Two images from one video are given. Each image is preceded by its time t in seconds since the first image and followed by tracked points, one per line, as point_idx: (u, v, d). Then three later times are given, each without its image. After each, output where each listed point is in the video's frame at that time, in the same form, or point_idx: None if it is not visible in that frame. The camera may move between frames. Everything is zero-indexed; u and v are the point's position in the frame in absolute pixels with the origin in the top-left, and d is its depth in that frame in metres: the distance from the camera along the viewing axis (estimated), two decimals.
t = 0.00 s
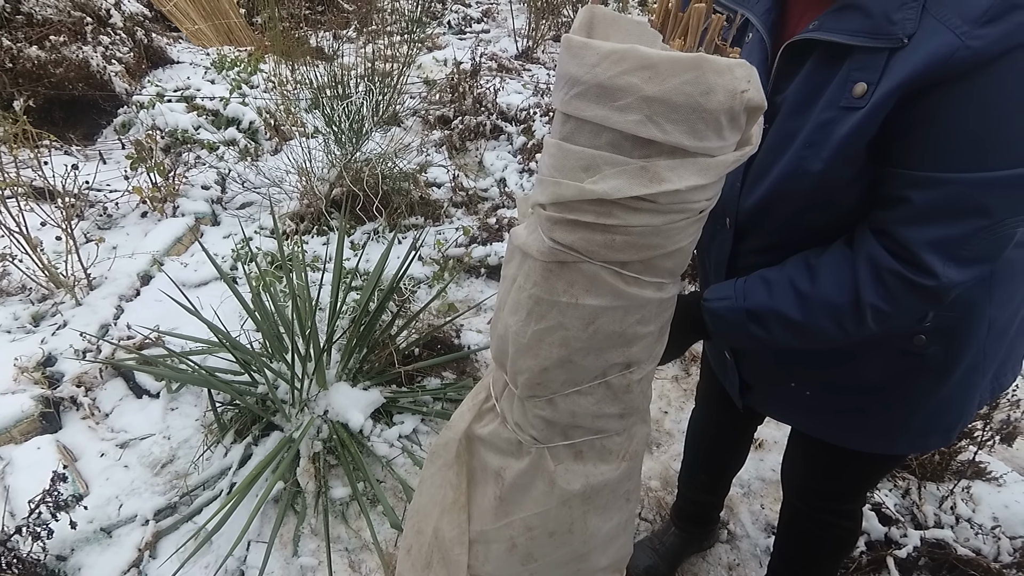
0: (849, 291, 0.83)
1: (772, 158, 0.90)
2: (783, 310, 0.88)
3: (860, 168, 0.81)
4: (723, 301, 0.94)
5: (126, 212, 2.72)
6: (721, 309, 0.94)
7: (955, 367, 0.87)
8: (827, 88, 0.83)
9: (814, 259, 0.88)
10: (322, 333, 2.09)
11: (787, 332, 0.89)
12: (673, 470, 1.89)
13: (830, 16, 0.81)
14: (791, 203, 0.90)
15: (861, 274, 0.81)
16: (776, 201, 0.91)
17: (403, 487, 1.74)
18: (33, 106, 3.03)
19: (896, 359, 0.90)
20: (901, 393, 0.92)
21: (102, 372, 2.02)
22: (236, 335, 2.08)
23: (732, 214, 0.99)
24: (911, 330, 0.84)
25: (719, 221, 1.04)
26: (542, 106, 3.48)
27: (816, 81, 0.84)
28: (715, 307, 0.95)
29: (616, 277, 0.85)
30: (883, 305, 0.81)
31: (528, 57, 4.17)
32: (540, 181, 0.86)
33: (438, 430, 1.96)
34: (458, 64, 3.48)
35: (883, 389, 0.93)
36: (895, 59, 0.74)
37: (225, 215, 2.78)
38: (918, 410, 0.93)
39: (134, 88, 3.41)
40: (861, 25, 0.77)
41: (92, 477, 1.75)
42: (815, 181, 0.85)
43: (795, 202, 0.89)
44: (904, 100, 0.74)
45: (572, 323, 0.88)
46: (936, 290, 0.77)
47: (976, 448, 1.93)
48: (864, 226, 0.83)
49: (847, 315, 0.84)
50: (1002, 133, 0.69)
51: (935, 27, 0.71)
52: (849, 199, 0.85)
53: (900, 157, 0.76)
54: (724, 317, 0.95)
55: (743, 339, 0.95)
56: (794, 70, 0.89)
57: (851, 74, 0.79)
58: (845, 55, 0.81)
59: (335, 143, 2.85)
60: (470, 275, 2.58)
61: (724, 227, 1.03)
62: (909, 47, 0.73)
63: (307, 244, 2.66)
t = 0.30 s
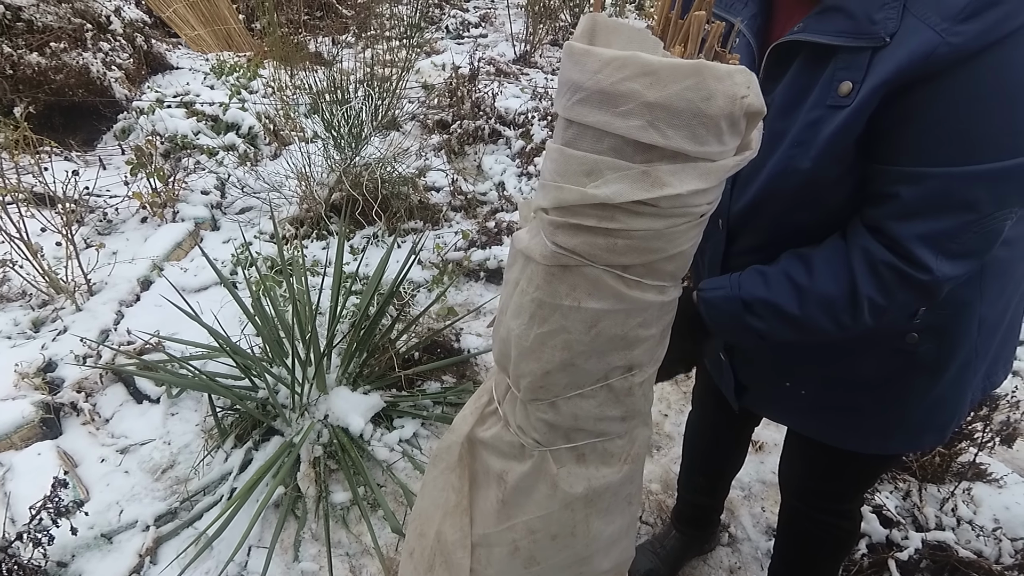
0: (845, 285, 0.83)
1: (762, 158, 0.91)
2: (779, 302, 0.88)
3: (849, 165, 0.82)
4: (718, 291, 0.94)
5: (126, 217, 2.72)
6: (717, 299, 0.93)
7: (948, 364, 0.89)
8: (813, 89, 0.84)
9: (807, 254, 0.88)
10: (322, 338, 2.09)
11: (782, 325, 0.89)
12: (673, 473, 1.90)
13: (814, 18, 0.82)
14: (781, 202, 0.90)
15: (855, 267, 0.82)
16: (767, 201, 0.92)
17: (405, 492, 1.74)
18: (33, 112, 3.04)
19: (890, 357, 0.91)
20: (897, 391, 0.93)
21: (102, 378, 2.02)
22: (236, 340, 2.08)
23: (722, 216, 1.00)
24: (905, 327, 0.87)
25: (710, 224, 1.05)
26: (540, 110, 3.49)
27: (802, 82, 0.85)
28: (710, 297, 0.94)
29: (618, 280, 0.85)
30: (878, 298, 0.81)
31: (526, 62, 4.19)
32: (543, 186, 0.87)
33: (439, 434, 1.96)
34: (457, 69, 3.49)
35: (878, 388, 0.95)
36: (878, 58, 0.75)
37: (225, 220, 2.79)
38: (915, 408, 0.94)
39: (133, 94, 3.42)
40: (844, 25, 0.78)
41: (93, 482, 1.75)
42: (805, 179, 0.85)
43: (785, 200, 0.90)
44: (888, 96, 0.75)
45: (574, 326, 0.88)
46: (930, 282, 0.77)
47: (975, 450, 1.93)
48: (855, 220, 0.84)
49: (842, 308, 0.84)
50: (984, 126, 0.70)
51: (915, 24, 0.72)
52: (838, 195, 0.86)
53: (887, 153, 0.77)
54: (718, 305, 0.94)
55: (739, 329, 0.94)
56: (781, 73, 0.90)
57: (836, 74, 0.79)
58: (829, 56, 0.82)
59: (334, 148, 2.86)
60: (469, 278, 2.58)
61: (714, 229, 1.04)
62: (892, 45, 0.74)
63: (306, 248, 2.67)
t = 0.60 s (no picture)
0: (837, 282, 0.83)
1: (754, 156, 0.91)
2: (775, 309, 0.87)
3: (840, 159, 0.82)
4: (717, 308, 0.93)
5: (127, 221, 2.72)
6: (715, 318, 0.94)
7: (941, 359, 0.90)
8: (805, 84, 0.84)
9: (800, 256, 0.88)
10: (323, 341, 2.09)
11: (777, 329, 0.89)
12: (674, 475, 1.90)
13: (806, 14, 0.82)
14: (773, 198, 0.90)
15: (845, 262, 0.82)
16: (760, 197, 0.92)
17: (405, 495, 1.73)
18: (34, 117, 3.04)
19: (885, 354, 0.91)
20: (891, 387, 0.93)
21: (103, 382, 2.02)
22: (237, 343, 2.09)
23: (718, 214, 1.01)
24: (899, 324, 0.87)
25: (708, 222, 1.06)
26: (540, 112, 3.49)
27: (794, 76, 0.86)
28: (708, 316, 0.94)
29: (619, 284, 0.85)
30: (870, 293, 0.81)
31: (525, 64, 4.20)
32: (543, 190, 0.87)
33: (439, 438, 1.96)
34: (456, 72, 3.49)
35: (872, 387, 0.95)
36: (870, 51, 0.74)
37: (225, 224, 2.79)
38: (908, 405, 0.94)
39: (134, 99, 3.43)
40: (835, 20, 0.78)
41: (94, 486, 1.75)
42: (796, 175, 0.85)
43: (778, 197, 0.90)
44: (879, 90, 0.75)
45: (574, 330, 0.88)
46: (921, 274, 0.77)
47: (977, 452, 1.93)
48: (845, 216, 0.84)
49: (836, 307, 0.83)
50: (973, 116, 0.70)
51: (904, 16, 0.72)
52: (830, 192, 0.86)
53: (877, 148, 0.77)
54: (717, 324, 0.93)
55: (739, 345, 0.94)
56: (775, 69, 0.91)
57: (827, 68, 0.79)
58: (821, 51, 0.81)
59: (334, 151, 2.86)
60: (469, 281, 2.58)
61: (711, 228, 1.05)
62: (882, 39, 0.73)
63: (306, 252, 2.67)
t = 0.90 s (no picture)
0: (840, 282, 0.83)
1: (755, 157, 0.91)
2: (779, 307, 0.88)
3: (841, 160, 0.82)
4: (717, 303, 0.94)
5: (127, 224, 2.72)
6: (718, 311, 0.94)
7: (939, 359, 0.91)
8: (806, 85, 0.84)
9: (802, 256, 0.88)
10: (323, 344, 2.09)
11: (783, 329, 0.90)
12: (674, 478, 1.90)
13: (806, 16, 0.82)
14: (774, 198, 0.90)
15: (848, 262, 0.82)
16: (761, 198, 0.92)
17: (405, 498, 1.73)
18: (34, 120, 3.05)
19: (882, 355, 0.92)
20: (891, 386, 0.94)
21: (103, 385, 2.01)
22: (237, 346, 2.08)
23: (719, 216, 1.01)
24: (901, 322, 0.87)
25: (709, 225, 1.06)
26: (539, 115, 3.49)
27: (795, 78, 0.86)
28: (712, 310, 0.94)
29: (620, 290, 0.85)
30: (873, 292, 0.81)
31: (524, 67, 4.20)
32: (544, 195, 0.87)
33: (439, 440, 1.96)
34: (456, 74, 3.49)
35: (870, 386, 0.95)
36: (869, 53, 0.75)
37: (224, 227, 2.79)
38: (903, 400, 0.96)
39: (133, 101, 3.43)
40: (834, 23, 0.78)
41: (94, 489, 1.74)
42: (798, 175, 0.85)
43: (778, 197, 0.90)
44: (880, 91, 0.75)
45: (575, 336, 0.88)
46: (923, 273, 0.77)
47: (978, 454, 1.93)
48: (847, 216, 0.84)
49: (838, 304, 0.84)
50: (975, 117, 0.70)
51: (903, 17, 0.72)
52: (831, 192, 0.86)
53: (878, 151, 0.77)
54: (718, 318, 0.94)
55: (742, 342, 0.94)
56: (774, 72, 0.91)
57: (827, 70, 0.79)
58: (822, 52, 0.81)
59: (334, 154, 2.86)
60: (469, 284, 2.58)
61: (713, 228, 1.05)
62: (881, 41, 0.73)
63: (306, 254, 2.67)
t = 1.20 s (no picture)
0: (878, 318, 0.82)
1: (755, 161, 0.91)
2: (823, 356, 0.89)
3: (846, 168, 0.81)
4: (772, 373, 0.97)
5: (129, 226, 2.73)
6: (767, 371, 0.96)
7: (942, 368, 0.89)
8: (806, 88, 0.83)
9: (834, 299, 0.88)
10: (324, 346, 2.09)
11: (828, 367, 0.89)
12: (676, 480, 1.89)
13: (804, 19, 0.82)
14: (774, 203, 0.90)
15: (887, 298, 0.80)
16: (762, 202, 0.91)
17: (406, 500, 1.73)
18: (37, 123, 3.05)
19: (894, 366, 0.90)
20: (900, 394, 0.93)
21: (106, 387, 2.02)
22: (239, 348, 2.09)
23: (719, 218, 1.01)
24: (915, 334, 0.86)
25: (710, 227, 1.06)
26: (540, 116, 3.49)
27: (794, 81, 0.85)
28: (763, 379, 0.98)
29: (622, 292, 0.85)
30: (921, 322, 0.79)
31: (525, 68, 4.20)
32: (546, 197, 0.87)
33: (440, 442, 1.96)
34: (457, 77, 3.50)
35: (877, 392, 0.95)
36: (869, 57, 0.74)
37: (226, 229, 2.79)
38: (910, 408, 0.95)
39: (136, 104, 3.45)
40: (831, 27, 0.78)
41: (98, 491, 1.74)
42: (799, 180, 0.85)
43: (779, 202, 0.89)
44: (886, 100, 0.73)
45: (577, 337, 0.88)
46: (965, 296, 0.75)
47: (982, 457, 1.92)
48: (872, 243, 0.82)
49: (878, 338, 0.83)
50: (988, 127, 0.67)
51: (908, 24, 0.70)
52: (835, 198, 0.85)
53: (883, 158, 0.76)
54: (779, 387, 0.97)
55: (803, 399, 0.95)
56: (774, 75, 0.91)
57: (828, 74, 0.78)
58: (821, 56, 0.81)
59: (335, 156, 2.86)
60: (470, 286, 2.59)
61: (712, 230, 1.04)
62: (882, 45, 0.73)
63: (307, 256, 2.67)
